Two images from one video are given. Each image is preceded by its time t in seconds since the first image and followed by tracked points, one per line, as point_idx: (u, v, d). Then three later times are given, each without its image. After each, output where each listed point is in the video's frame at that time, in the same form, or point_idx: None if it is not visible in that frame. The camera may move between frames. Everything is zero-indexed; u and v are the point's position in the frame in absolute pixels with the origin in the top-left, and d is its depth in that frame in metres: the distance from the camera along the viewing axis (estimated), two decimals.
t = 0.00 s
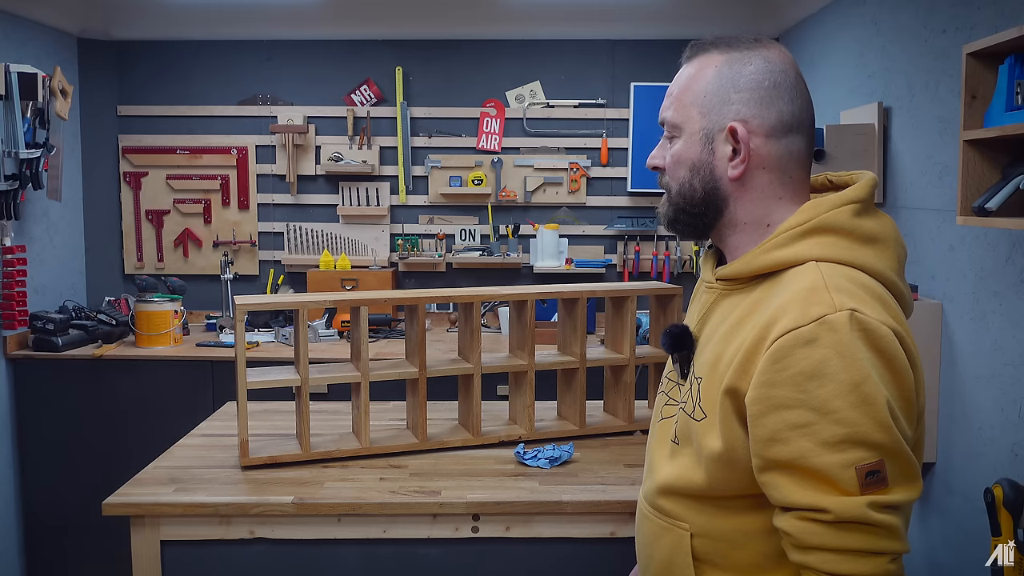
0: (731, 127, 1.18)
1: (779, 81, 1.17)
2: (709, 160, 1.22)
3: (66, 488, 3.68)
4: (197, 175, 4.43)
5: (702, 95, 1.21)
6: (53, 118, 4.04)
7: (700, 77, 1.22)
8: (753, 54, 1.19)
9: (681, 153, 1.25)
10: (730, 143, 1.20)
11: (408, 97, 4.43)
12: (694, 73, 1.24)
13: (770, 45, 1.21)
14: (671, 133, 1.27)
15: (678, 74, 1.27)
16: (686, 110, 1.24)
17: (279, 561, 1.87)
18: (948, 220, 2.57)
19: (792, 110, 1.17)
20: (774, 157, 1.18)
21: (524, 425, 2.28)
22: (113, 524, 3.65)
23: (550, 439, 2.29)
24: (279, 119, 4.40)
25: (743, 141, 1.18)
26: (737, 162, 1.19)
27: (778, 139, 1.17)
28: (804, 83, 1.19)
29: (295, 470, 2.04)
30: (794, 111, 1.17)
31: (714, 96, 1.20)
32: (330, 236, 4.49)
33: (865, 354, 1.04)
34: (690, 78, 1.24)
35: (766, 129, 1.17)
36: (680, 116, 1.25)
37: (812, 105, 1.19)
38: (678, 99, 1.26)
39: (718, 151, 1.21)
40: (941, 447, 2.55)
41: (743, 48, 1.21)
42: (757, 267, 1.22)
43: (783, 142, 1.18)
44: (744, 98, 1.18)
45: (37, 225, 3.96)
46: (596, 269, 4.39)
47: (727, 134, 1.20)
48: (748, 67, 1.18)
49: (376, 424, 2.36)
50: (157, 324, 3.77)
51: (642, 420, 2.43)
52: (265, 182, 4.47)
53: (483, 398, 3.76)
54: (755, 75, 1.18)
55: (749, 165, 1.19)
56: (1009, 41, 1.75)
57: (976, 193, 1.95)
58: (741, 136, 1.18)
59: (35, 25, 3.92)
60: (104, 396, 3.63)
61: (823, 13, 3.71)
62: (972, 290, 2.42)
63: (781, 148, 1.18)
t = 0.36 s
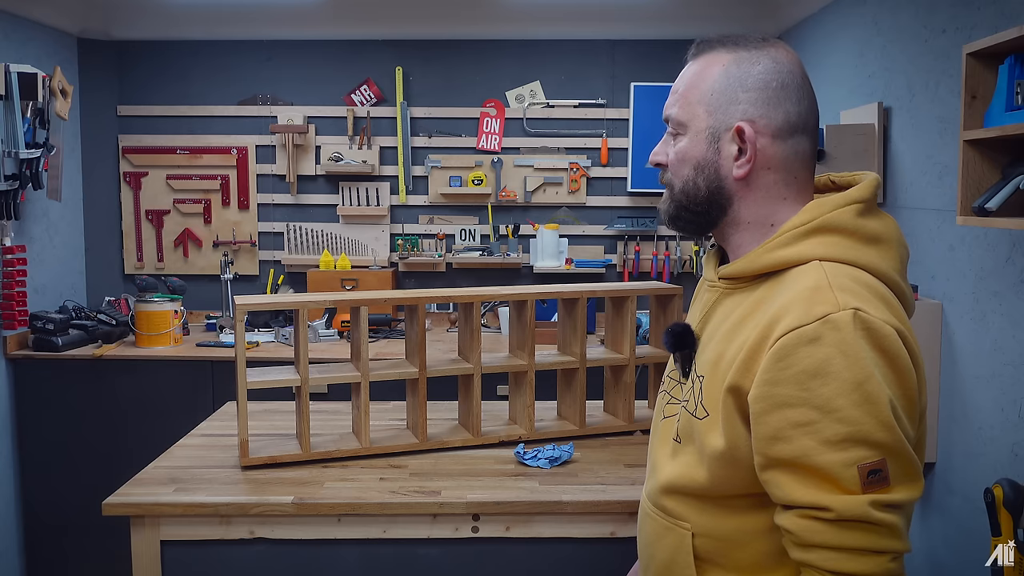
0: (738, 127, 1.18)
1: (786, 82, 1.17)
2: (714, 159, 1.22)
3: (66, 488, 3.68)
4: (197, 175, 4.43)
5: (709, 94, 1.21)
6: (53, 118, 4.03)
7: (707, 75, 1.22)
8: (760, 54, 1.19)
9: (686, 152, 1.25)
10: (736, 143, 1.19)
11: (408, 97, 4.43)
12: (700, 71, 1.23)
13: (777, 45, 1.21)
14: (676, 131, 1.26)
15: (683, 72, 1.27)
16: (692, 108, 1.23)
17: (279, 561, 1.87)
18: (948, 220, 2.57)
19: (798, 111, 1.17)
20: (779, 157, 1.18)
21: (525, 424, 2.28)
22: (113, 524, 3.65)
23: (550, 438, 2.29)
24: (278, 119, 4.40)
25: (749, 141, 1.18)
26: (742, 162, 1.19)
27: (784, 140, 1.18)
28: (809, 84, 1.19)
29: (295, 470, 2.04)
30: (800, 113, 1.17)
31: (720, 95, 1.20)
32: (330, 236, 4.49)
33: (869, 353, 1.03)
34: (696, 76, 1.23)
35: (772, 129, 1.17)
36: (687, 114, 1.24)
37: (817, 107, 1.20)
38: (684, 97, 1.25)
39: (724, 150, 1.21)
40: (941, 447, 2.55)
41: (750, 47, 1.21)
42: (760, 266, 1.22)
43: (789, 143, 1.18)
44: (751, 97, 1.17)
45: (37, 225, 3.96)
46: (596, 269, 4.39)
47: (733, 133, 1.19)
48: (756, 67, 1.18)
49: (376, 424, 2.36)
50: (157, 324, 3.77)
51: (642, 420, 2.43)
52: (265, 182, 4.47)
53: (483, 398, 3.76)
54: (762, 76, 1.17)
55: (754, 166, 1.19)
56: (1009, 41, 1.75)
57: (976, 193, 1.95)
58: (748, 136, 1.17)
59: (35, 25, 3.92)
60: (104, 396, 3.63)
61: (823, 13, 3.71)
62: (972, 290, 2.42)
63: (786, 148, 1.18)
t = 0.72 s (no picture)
0: (809, 132, 1.13)
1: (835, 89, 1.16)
2: (774, 163, 1.14)
3: (66, 487, 3.68)
4: (197, 175, 4.43)
5: (778, 95, 1.12)
6: (53, 118, 4.04)
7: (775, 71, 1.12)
8: (815, 57, 1.14)
9: (747, 153, 1.14)
10: (802, 149, 1.14)
11: (408, 97, 4.43)
12: (764, 65, 1.12)
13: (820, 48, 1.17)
14: (734, 128, 1.14)
15: (736, 63, 1.14)
16: (757, 106, 1.12)
17: (279, 562, 1.87)
18: (948, 220, 2.57)
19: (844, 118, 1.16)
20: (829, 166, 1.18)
21: (524, 424, 2.28)
22: (113, 524, 3.65)
23: (550, 439, 2.29)
24: (279, 119, 4.40)
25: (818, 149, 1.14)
26: (805, 169, 1.15)
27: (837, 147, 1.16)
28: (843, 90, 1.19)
29: (295, 470, 2.04)
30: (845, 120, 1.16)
31: (792, 96, 1.12)
32: (330, 236, 4.49)
33: (882, 348, 1.04)
34: (760, 70, 1.12)
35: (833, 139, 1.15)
36: (751, 111, 1.13)
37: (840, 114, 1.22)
38: (746, 92, 1.13)
39: (787, 155, 1.14)
40: (941, 447, 2.55)
41: (803, 47, 1.15)
42: (766, 262, 1.22)
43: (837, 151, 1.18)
44: (818, 103, 1.13)
45: (37, 225, 3.96)
46: (596, 269, 4.39)
47: (800, 139, 1.13)
48: (819, 71, 1.13)
49: (376, 424, 2.36)
50: (157, 324, 3.77)
51: (642, 420, 2.43)
52: (265, 182, 4.47)
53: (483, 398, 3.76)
54: (825, 82, 1.14)
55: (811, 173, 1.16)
56: (1009, 41, 1.75)
57: (976, 193, 1.95)
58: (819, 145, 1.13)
59: (35, 25, 3.92)
60: (104, 396, 3.63)
61: (823, 13, 3.72)
62: (972, 289, 2.42)
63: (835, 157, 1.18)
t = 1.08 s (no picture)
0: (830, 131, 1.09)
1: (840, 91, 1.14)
2: (796, 161, 1.09)
3: (66, 487, 3.68)
4: (197, 175, 4.43)
5: (802, 91, 1.06)
6: (53, 118, 4.04)
7: (802, 67, 1.06)
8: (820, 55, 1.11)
9: (777, 150, 1.07)
10: (819, 146, 1.10)
11: (408, 97, 4.43)
12: (792, 61, 1.06)
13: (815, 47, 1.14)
14: (765, 125, 1.06)
15: (757, 59, 1.07)
16: (789, 103, 1.06)
17: (279, 562, 1.87)
18: (948, 220, 2.57)
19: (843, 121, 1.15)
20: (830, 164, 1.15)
21: (524, 424, 2.28)
22: (114, 524, 3.65)
23: (549, 439, 2.29)
24: (278, 119, 4.40)
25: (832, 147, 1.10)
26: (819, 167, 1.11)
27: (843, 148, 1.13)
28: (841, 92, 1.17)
29: (295, 470, 2.05)
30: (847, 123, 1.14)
31: (816, 95, 1.07)
32: (330, 236, 4.49)
33: (929, 328, 1.02)
34: (789, 66, 1.06)
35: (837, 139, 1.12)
36: (783, 107, 1.06)
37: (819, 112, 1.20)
38: (776, 88, 1.06)
39: (807, 155, 1.10)
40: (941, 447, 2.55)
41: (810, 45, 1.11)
42: (787, 257, 1.13)
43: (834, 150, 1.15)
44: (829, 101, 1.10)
45: (37, 225, 3.96)
46: (596, 269, 4.39)
47: (818, 137, 1.09)
48: (827, 69, 1.10)
49: (376, 425, 2.36)
50: (157, 324, 3.77)
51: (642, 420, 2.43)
52: (265, 182, 4.47)
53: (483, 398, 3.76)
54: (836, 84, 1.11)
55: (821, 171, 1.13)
56: (1009, 41, 1.75)
57: (976, 193, 1.95)
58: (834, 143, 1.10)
59: (35, 25, 3.92)
60: (104, 396, 3.63)
61: (823, 13, 3.72)
62: (972, 289, 2.42)
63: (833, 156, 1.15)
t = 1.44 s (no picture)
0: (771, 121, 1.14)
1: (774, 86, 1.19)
2: (743, 150, 1.12)
3: (66, 488, 3.68)
4: (197, 175, 4.43)
5: (748, 83, 1.10)
6: (54, 118, 4.04)
7: (747, 60, 1.10)
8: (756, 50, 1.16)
9: (729, 139, 1.10)
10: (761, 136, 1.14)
11: (408, 97, 4.43)
12: (739, 54, 1.10)
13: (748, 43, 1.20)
14: (717, 114, 1.09)
15: (706, 51, 1.09)
16: (739, 93, 1.09)
17: (279, 562, 1.87)
18: (948, 220, 2.57)
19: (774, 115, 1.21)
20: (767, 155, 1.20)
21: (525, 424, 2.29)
22: (113, 524, 3.64)
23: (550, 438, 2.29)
24: (278, 119, 4.40)
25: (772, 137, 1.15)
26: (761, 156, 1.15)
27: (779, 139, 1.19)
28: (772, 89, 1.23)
29: (295, 470, 2.05)
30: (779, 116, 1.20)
31: (759, 87, 1.12)
32: (330, 236, 4.49)
33: (876, 302, 1.09)
34: (738, 58, 1.09)
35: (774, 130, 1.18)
36: (734, 97, 1.09)
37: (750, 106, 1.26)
38: (726, 79, 1.09)
39: (750, 145, 1.14)
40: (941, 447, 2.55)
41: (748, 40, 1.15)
42: (741, 241, 1.14)
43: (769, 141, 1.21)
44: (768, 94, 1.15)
45: (38, 225, 3.96)
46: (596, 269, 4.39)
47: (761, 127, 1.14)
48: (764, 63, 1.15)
49: (376, 424, 2.36)
50: (157, 324, 3.77)
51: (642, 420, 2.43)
52: (265, 182, 4.47)
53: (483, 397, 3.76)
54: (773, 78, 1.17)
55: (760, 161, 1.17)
56: (1009, 41, 1.75)
57: (976, 194, 1.95)
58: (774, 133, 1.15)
59: (35, 25, 3.92)
60: (104, 396, 3.63)
61: (823, 13, 3.72)
62: (972, 289, 2.42)
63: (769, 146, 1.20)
